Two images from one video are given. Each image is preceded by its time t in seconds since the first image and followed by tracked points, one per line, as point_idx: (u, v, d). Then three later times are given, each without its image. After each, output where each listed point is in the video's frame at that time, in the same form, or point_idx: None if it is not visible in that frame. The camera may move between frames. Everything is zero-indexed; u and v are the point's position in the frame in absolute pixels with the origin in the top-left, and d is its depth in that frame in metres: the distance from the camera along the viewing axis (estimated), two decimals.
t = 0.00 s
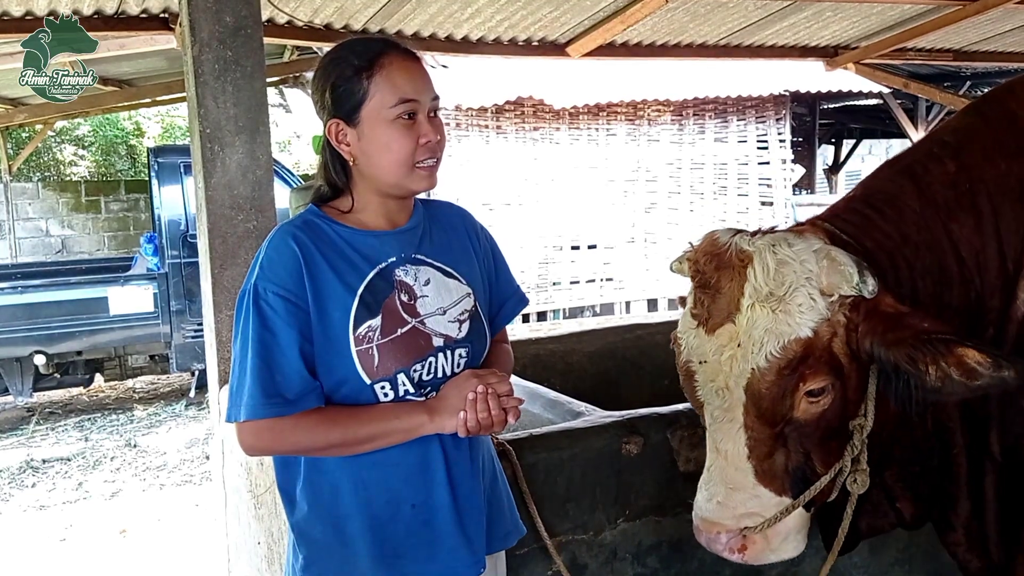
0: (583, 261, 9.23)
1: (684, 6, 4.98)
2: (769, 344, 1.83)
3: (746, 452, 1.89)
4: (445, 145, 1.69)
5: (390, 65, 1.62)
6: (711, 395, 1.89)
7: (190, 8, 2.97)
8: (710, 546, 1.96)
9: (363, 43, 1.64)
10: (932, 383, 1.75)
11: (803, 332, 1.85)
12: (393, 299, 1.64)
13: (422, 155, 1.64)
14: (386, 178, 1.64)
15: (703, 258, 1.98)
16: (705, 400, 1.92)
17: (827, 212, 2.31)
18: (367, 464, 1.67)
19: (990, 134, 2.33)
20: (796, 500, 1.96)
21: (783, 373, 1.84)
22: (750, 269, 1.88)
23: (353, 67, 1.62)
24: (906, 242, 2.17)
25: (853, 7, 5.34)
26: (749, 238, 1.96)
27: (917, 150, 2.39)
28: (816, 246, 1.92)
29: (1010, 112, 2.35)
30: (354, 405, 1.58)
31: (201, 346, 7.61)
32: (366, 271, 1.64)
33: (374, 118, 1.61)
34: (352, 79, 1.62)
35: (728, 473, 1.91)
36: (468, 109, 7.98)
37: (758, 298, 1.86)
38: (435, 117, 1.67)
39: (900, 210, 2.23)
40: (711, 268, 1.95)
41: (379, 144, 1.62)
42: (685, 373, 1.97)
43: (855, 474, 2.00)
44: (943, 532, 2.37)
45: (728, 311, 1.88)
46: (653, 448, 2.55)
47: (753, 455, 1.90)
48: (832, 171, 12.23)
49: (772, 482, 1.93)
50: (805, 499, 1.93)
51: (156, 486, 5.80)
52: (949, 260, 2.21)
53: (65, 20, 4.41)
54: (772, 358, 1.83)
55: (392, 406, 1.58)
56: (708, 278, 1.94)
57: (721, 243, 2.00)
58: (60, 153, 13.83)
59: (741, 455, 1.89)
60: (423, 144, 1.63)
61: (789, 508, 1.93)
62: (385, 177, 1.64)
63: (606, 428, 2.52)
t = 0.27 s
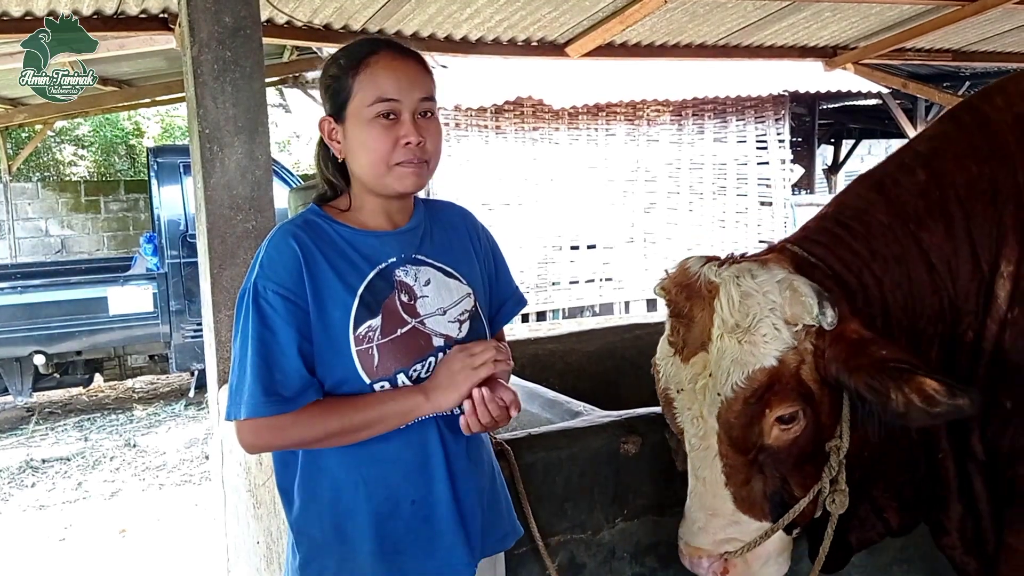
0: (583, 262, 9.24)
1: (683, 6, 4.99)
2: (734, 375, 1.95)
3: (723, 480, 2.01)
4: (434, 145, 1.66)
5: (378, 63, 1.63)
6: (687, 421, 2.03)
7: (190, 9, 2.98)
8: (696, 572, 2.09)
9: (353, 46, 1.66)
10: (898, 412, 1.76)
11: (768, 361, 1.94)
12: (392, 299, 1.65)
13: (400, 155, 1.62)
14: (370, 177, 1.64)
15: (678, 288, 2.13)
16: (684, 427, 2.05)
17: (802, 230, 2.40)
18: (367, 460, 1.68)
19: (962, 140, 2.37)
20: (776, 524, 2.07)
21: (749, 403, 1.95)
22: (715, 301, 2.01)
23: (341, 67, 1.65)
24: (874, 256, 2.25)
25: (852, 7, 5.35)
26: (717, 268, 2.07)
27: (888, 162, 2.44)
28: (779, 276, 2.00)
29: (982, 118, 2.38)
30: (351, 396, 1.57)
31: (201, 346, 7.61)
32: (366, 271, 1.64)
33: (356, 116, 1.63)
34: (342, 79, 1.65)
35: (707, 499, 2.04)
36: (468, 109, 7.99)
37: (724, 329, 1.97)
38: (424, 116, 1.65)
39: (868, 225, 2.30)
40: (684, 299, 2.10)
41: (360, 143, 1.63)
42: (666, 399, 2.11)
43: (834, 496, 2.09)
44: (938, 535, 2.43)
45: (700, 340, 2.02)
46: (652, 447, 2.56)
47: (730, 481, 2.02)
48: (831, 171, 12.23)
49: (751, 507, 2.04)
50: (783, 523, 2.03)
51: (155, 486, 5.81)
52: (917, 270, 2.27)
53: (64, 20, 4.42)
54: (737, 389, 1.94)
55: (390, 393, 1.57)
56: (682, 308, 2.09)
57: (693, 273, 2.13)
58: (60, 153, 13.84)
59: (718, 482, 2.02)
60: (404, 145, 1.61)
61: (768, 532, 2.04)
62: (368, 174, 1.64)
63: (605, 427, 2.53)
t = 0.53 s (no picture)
0: (582, 261, 9.25)
1: (683, 6, 4.99)
2: (713, 405, 2.03)
3: (711, 504, 2.10)
4: (436, 144, 1.67)
5: (381, 62, 1.64)
6: (674, 447, 2.11)
7: (189, 9, 2.99)
8: None
9: (356, 45, 1.67)
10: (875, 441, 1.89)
11: (746, 391, 2.02)
12: (392, 300, 1.65)
13: (403, 154, 1.62)
14: (371, 177, 1.65)
15: (656, 318, 2.20)
16: (672, 452, 2.14)
17: (777, 248, 2.43)
18: (363, 460, 1.68)
19: (937, 148, 2.39)
20: (767, 544, 2.14)
21: (729, 433, 2.03)
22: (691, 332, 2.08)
23: (343, 67, 1.66)
24: (848, 272, 2.28)
25: (851, 7, 5.35)
26: (692, 298, 2.14)
27: (863, 174, 2.45)
28: (750, 306, 2.06)
29: (957, 125, 2.40)
30: (350, 403, 1.58)
31: (201, 346, 7.62)
32: (366, 272, 1.65)
33: (359, 115, 1.64)
34: (344, 77, 1.66)
35: (698, 523, 2.13)
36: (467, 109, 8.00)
37: (703, 359, 2.05)
38: (426, 115, 1.65)
39: (842, 239, 2.32)
40: (662, 329, 2.17)
41: (362, 142, 1.64)
42: (653, 424, 2.20)
43: (822, 511, 2.14)
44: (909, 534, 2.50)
45: (683, 367, 2.10)
46: (650, 447, 2.56)
47: (718, 506, 2.11)
48: (831, 170, 12.23)
49: (741, 530, 2.12)
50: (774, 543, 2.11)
51: (155, 486, 5.82)
52: (892, 280, 2.29)
53: (64, 20, 4.44)
54: (717, 420, 2.03)
55: (389, 405, 1.58)
56: (662, 336, 2.16)
57: (670, 301, 2.20)
58: (60, 153, 13.84)
59: (707, 507, 2.11)
60: (405, 144, 1.62)
61: (757, 553, 2.12)
62: (370, 175, 1.65)
63: (603, 427, 2.53)
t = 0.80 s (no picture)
0: (582, 261, 9.25)
1: (682, 7, 5.00)
2: (710, 429, 2.06)
3: (714, 524, 2.12)
4: (438, 146, 1.67)
5: (383, 62, 1.65)
6: (674, 469, 2.14)
7: (190, 10, 2.99)
8: None
9: (359, 46, 1.68)
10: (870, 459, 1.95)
11: (742, 415, 2.04)
12: (395, 301, 1.66)
13: (404, 155, 1.63)
14: (373, 178, 1.66)
15: (649, 343, 2.22)
16: (673, 473, 2.17)
17: (764, 263, 2.44)
18: (366, 461, 1.69)
19: (922, 155, 2.38)
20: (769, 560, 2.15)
21: (728, 456, 2.05)
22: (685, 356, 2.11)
23: (346, 67, 1.67)
24: (835, 286, 2.28)
25: (850, 8, 5.36)
26: (682, 322, 2.16)
27: (848, 184, 2.45)
28: (741, 330, 2.07)
29: (942, 131, 2.39)
30: (353, 404, 1.59)
31: (200, 346, 7.63)
32: (370, 272, 1.65)
33: (361, 116, 1.64)
34: (347, 77, 1.67)
35: (702, 543, 2.15)
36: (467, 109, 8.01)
37: (698, 385, 2.09)
38: (428, 116, 1.66)
39: (828, 253, 2.32)
40: (657, 354, 2.19)
41: (364, 141, 1.64)
42: (652, 447, 2.23)
43: (824, 525, 2.14)
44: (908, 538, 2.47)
45: (678, 390, 2.13)
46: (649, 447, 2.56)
47: (721, 526, 2.12)
48: (831, 171, 12.24)
49: (744, 548, 2.14)
50: (777, 559, 2.11)
51: (156, 486, 5.82)
52: (879, 291, 2.30)
53: (64, 20, 4.45)
54: (715, 444, 2.05)
55: (392, 405, 1.59)
56: (656, 360, 2.19)
57: (661, 325, 2.23)
58: (60, 153, 13.85)
59: (711, 528, 2.13)
60: (407, 145, 1.63)
61: (762, 569, 2.12)
62: (372, 177, 1.66)
63: (602, 427, 2.54)
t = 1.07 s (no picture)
0: (582, 261, 9.26)
1: (681, 7, 5.00)
2: (710, 440, 2.06)
3: (716, 534, 2.12)
4: (449, 147, 1.70)
5: (397, 65, 1.64)
6: (676, 479, 2.15)
7: (190, 10, 3.00)
8: None
9: (369, 43, 1.66)
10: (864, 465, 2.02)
11: (741, 425, 2.05)
12: (399, 301, 1.66)
13: (421, 157, 1.65)
14: (386, 180, 1.66)
15: (646, 355, 2.23)
16: (674, 482, 2.18)
17: (759, 268, 2.45)
18: (372, 461, 1.70)
19: (914, 158, 2.39)
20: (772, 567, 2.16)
21: (729, 467, 2.06)
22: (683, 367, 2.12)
23: (358, 67, 1.64)
24: (828, 292, 2.29)
25: (850, 8, 5.37)
26: (679, 333, 2.16)
27: (841, 189, 2.46)
28: (738, 340, 2.07)
29: (933, 134, 2.40)
30: (359, 405, 1.59)
31: (200, 346, 7.63)
32: (372, 273, 1.66)
33: (376, 117, 1.63)
34: (358, 78, 1.64)
35: (704, 552, 2.15)
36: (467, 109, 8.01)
37: (696, 397, 2.09)
38: (440, 119, 1.68)
39: (821, 258, 2.33)
40: (656, 366, 2.20)
41: (379, 143, 1.64)
42: (653, 457, 2.23)
43: (825, 531, 2.17)
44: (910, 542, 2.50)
45: (677, 400, 2.14)
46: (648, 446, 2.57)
47: (723, 535, 2.13)
48: (831, 170, 12.24)
49: (745, 556, 2.14)
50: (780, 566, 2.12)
51: (156, 485, 5.83)
52: (871, 296, 2.30)
53: (64, 20, 4.46)
54: (715, 456, 2.06)
55: (398, 405, 1.59)
56: (655, 372, 2.20)
57: (657, 336, 2.23)
58: (60, 153, 13.86)
59: (712, 537, 2.13)
60: (422, 147, 1.65)
61: None
62: (384, 178, 1.66)
63: (601, 426, 2.54)
